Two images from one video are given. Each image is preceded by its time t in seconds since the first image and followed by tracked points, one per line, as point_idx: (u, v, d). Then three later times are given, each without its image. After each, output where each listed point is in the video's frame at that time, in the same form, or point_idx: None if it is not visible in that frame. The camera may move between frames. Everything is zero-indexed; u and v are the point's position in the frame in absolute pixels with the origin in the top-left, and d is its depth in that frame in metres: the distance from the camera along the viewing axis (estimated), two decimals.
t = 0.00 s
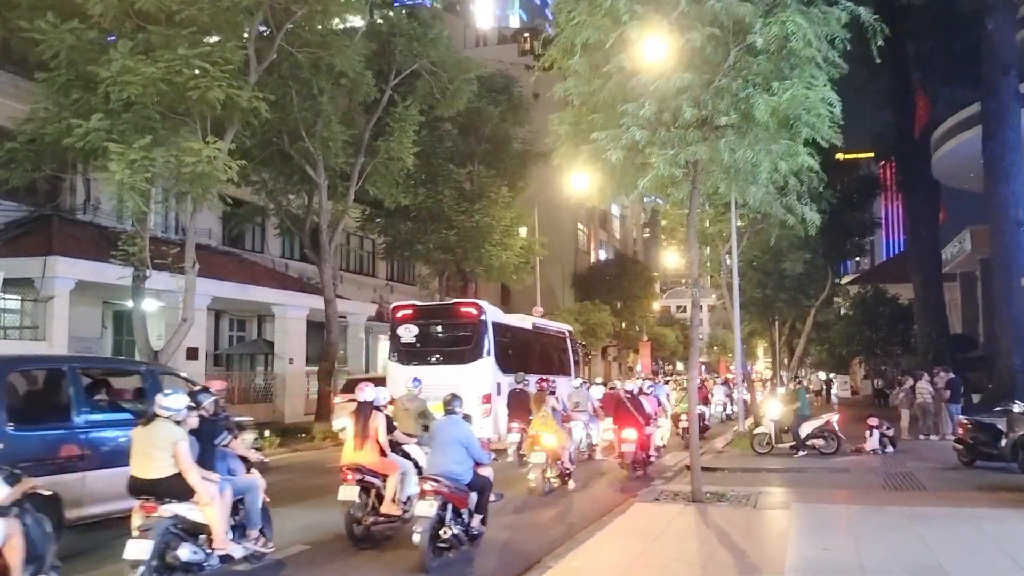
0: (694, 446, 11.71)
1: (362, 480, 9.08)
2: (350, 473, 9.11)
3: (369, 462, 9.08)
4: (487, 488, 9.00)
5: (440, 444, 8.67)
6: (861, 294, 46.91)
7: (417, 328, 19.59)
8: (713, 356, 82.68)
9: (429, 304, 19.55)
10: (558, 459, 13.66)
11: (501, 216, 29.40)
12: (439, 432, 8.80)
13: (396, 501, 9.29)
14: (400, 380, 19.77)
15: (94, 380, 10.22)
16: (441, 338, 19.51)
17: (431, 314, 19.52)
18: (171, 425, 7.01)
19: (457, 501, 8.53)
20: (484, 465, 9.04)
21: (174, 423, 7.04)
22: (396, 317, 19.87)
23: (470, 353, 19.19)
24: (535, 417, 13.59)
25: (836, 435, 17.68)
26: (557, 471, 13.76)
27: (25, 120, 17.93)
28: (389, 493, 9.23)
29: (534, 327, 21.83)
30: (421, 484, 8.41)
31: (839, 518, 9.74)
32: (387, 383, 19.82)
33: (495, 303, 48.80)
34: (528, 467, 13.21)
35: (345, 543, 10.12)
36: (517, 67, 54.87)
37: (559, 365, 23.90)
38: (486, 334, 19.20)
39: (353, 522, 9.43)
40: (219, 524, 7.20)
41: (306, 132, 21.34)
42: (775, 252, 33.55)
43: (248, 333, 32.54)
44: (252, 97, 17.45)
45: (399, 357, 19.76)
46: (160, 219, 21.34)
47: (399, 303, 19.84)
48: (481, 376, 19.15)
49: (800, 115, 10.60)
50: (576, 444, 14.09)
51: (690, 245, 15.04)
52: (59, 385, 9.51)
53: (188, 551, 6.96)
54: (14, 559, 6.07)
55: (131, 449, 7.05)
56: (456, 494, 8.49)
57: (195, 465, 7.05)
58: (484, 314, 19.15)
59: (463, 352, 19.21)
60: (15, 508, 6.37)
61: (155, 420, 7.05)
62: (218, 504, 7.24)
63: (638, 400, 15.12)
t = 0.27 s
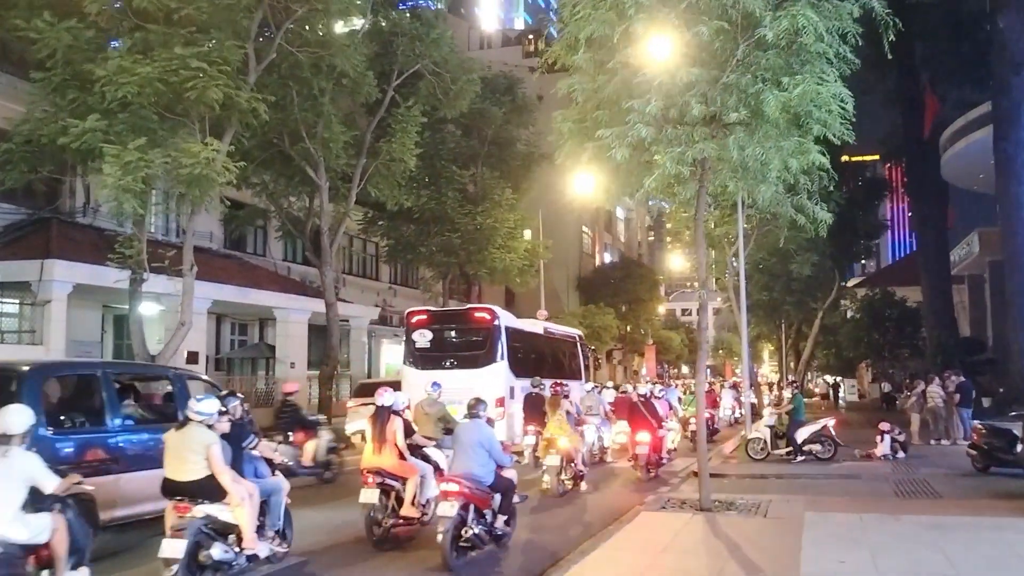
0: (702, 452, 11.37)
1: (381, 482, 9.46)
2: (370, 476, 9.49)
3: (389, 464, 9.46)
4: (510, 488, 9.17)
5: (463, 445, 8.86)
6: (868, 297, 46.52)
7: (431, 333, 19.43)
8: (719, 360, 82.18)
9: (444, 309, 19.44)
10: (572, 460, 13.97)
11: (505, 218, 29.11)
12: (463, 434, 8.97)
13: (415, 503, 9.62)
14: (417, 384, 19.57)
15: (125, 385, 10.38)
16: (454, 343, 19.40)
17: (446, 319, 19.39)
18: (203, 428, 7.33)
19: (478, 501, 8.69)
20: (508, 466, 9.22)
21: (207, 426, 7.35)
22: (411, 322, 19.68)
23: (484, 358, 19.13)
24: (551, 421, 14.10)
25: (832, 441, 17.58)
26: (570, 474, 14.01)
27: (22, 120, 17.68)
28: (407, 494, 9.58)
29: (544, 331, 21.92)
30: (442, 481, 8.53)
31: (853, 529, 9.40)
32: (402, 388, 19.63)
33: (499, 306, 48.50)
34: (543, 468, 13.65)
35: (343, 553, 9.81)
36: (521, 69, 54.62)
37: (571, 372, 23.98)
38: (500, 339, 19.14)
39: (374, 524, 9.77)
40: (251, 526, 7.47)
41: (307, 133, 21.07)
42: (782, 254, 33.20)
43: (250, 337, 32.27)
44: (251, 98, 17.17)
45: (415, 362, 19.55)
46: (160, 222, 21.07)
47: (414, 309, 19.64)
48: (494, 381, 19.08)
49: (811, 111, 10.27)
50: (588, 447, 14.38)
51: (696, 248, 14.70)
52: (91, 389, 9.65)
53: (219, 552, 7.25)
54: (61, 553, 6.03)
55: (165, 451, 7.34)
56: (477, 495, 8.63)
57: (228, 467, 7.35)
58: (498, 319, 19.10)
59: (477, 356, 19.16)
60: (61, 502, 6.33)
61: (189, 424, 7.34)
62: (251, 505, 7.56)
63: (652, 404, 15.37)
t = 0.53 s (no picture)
0: (711, 453, 11.04)
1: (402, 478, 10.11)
2: (390, 472, 10.16)
3: (408, 460, 10.12)
4: (535, 486, 10.00)
5: (490, 442, 9.65)
6: (878, 295, 46.11)
7: (448, 333, 19.39)
8: (728, 359, 81.62)
9: (460, 309, 19.44)
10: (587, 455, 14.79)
11: (510, 215, 28.84)
12: (489, 431, 9.78)
13: (434, 499, 10.30)
14: (434, 384, 19.49)
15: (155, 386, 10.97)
16: (470, 342, 19.36)
17: (463, 319, 19.41)
18: (236, 426, 8.09)
19: (504, 496, 9.46)
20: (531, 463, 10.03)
21: (238, 424, 8.14)
22: (427, 322, 19.67)
23: (499, 357, 19.08)
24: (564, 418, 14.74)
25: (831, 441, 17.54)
26: (583, 469, 14.84)
27: (20, 115, 17.46)
28: (427, 489, 10.26)
29: (557, 331, 22.05)
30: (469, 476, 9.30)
31: (868, 534, 9.07)
32: (420, 387, 19.53)
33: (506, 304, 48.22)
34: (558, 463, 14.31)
35: (341, 559, 9.56)
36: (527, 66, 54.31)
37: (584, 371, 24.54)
38: (515, 338, 19.09)
39: (395, 519, 10.39)
40: (277, 518, 8.25)
41: (309, 128, 20.82)
42: (791, 252, 32.86)
43: (254, 335, 32.08)
44: (251, 92, 16.92)
45: (431, 362, 19.50)
46: (162, 219, 20.81)
47: (431, 309, 19.61)
48: (510, 380, 19.00)
49: (824, 100, 9.95)
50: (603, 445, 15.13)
51: (704, 245, 14.42)
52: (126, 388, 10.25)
53: (248, 542, 8.04)
54: (109, 535, 7.02)
55: (200, 446, 8.15)
56: (502, 490, 9.40)
57: (257, 463, 8.13)
58: (513, 318, 19.06)
59: (492, 356, 19.10)
60: (107, 490, 7.30)
61: (221, 421, 8.16)
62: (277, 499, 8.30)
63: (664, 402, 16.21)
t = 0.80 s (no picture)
0: (720, 458, 10.77)
1: (423, 479, 10.55)
2: (411, 473, 10.57)
3: (428, 462, 10.55)
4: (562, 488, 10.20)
5: (515, 443, 9.80)
6: (887, 297, 45.70)
7: (464, 337, 19.28)
8: (736, 363, 81.15)
9: (477, 314, 19.24)
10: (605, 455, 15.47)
11: (516, 217, 28.59)
12: (514, 432, 9.94)
13: (453, 498, 10.76)
14: (450, 388, 19.37)
15: (184, 388, 11.05)
16: (486, 346, 19.26)
17: (479, 323, 19.25)
18: (267, 425, 8.24)
19: (531, 493, 9.63)
20: (556, 462, 10.18)
21: (271, 424, 8.29)
22: (444, 326, 19.55)
23: (515, 361, 19.03)
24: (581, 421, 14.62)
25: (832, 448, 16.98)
26: (599, 470, 15.24)
27: (20, 116, 17.28)
28: (446, 489, 10.70)
29: (570, 335, 22.00)
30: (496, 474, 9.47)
31: (881, 543, 8.78)
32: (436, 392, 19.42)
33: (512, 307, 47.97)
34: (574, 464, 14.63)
35: (342, 567, 9.35)
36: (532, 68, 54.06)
37: (599, 373, 24.69)
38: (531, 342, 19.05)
39: (416, 519, 10.76)
40: (305, 516, 8.35)
41: (312, 129, 20.61)
42: (800, 254, 32.53)
43: (258, 339, 31.86)
44: (252, 92, 16.71)
45: (447, 365, 19.41)
46: (164, 221, 20.61)
47: (447, 313, 19.45)
48: (526, 384, 18.95)
49: (834, 95, 9.70)
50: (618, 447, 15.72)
51: (712, 246, 14.14)
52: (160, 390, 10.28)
53: (277, 538, 8.14)
54: (153, 527, 7.53)
55: (233, 444, 8.30)
56: (530, 488, 9.56)
57: (288, 463, 8.25)
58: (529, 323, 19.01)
59: (508, 360, 19.05)
60: (154, 484, 7.81)
61: (255, 421, 8.30)
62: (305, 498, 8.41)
63: (676, 404, 16.92)
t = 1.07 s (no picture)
0: (730, 459, 10.44)
1: (445, 475, 10.83)
2: (434, 470, 10.85)
3: (451, 460, 10.85)
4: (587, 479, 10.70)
5: (543, 441, 10.20)
6: (896, 296, 45.26)
7: (480, 337, 20.73)
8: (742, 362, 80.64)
9: (493, 314, 20.66)
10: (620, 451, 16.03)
11: (521, 214, 28.27)
12: (540, 430, 10.34)
13: (472, 494, 11.12)
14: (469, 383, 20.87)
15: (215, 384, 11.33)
16: (502, 345, 20.64)
17: (495, 324, 20.64)
18: (296, 422, 8.77)
19: (561, 489, 10.08)
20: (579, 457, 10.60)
21: (300, 421, 8.83)
22: (462, 326, 21.02)
23: (530, 360, 20.35)
24: (597, 418, 15.65)
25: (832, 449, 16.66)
26: (613, 465, 15.77)
27: (17, 109, 16.99)
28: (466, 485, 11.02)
29: (585, 335, 23.05)
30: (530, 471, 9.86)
31: (898, 548, 8.45)
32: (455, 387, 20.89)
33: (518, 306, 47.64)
34: (591, 460, 15.14)
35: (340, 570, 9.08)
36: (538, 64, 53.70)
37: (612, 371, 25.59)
38: (544, 342, 20.32)
39: (438, 515, 10.98)
40: (331, 508, 8.92)
41: (314, 124, 20.32)
42: (808, 251, 32.14)
43: (261, 337, 31.60)
44: (253, 85, 16.43)
45: (465, 363, 20.89)
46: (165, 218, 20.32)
47: (464, 314, 20.94)
48: (540, 381, 20.31)
49: (849, 84, 9.37)
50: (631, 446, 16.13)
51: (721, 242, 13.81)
52: (189, 387, 10.48)
53: (307, 530, 8.80)
54: (191, 516, 8.31)
55: (263, 440, 8.87)
56: (559, 484, 10.02)
57: (315, 457, 8.81)
58: (543, 323, 20.24)
59: (523, 359, 20.38)
60: (191, 478, 8.60)
61: (284, 417, 8.84)
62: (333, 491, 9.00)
63: (688, 402, 17.50)
